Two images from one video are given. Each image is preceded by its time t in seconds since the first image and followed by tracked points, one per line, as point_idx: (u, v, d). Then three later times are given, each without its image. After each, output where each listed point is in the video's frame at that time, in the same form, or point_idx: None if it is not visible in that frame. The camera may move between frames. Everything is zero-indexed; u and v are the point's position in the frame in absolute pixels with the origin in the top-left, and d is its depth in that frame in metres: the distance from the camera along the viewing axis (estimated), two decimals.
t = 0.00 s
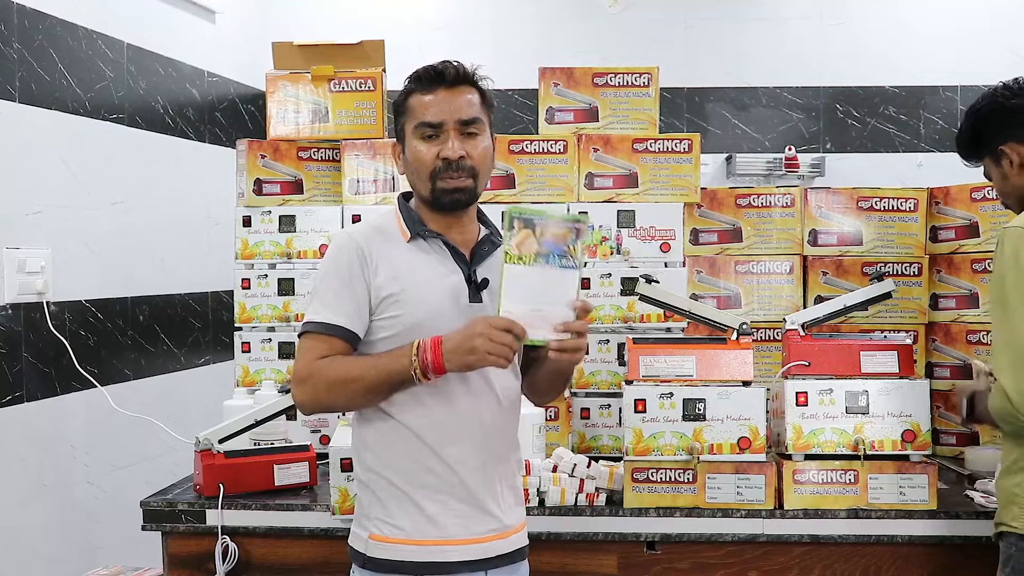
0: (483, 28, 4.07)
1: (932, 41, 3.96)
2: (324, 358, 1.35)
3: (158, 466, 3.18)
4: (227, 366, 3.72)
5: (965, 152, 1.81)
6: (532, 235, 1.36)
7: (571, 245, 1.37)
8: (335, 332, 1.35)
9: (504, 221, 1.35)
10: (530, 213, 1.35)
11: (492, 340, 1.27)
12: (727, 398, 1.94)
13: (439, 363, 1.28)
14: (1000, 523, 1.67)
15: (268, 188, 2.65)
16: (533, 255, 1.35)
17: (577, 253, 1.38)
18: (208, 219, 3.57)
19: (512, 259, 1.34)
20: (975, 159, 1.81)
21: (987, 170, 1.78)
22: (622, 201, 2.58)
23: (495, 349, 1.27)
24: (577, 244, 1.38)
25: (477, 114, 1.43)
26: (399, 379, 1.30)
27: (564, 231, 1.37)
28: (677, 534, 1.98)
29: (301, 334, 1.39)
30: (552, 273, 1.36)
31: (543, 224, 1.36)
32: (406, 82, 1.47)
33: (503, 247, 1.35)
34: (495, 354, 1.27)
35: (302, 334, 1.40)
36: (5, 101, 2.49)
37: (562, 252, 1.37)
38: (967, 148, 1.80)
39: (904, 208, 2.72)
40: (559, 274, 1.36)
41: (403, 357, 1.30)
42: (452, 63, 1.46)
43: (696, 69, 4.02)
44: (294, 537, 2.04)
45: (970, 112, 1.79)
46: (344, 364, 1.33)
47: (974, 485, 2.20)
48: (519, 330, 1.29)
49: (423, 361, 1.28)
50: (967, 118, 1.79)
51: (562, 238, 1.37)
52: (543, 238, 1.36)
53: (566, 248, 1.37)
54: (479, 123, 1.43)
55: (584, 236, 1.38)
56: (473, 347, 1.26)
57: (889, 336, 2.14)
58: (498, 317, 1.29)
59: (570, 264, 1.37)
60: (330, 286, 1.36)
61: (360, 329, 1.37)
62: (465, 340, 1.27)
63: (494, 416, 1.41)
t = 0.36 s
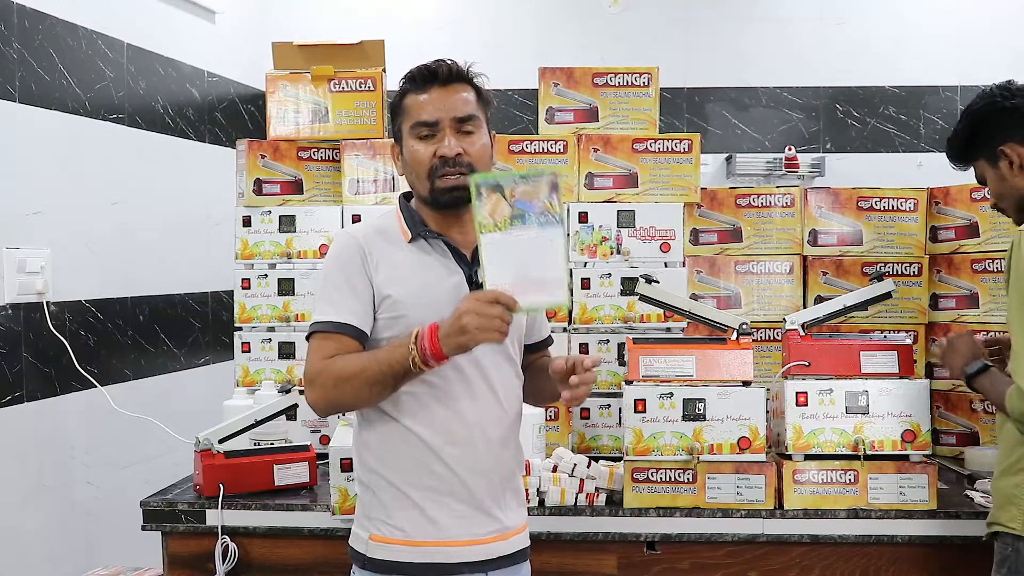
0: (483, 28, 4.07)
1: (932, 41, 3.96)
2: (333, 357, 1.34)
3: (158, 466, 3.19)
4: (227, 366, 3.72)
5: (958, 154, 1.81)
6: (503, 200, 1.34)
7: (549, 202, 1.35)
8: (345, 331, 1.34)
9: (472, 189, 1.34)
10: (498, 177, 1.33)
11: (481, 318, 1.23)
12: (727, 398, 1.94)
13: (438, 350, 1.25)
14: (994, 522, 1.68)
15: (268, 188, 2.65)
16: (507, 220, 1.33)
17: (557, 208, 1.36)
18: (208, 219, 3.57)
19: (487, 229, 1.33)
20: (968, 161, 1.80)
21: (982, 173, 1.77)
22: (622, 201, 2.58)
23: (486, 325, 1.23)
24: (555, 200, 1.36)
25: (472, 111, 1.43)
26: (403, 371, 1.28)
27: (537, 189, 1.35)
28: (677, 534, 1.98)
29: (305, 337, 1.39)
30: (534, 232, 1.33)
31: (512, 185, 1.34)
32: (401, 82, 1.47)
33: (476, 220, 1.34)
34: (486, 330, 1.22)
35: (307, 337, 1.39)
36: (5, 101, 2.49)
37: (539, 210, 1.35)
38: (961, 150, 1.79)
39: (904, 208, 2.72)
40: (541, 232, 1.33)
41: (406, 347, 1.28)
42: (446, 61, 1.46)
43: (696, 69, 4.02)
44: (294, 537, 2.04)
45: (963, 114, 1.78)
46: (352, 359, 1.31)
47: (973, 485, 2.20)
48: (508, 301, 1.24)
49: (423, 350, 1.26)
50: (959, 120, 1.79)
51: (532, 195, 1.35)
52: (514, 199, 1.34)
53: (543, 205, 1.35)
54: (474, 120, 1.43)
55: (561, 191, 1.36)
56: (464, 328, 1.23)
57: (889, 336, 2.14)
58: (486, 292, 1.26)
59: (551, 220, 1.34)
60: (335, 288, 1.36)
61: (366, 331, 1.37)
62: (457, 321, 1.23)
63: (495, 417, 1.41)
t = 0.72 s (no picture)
0: (483, 28, 4.07)
1: (931, 41, 3.96)
2: (331, 366, 1.34)
3: (158, 466, 3.19)
4: (227, 366, 3.72)
5: (953, 158, 1.80)
6: (537, 249, 1.36)
7: (578, 259, 1.39)
8: (337, 337, 1.34)
9: (509, 235, 1.35)
10: (537, 228, 1.36)
11: (495, 360, 1.27)
12: (727, 398, 1.94)
13: (445, 382, 1.28)
14: (999, 523, 1.68)
15: (268, 188, 2.65)
16: (538, 270, 1.36)
17: (586, 266, 1.39)
18: (208, 219, 3.57)
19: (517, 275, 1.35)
20: (963, 165, 1.80)
21: (978, 176, 1.77)
22: (622, 201, 2.58)
23: (498, 369, 1.26)
24: (585, 258, 1.39)
25: (472, 110, 1.43)
26: (404, 394, 1.30)
27: (572, 245, 1.38)
28: (677, 534, 1.98)
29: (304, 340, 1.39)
30: (559, 288, 1.37)
31: (549, 238, 1.37)
32: (400, 82, 1.47)
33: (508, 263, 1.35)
34: (498, 374, 1.26)
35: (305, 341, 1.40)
36: (5, 101, 2.49)
37: (568, 266, 1.38)
38: (957, 154, 1.79)
39: (903, 208, 2.72)
40: (566, 289, 1.38)
41: (412, 371, 1.30)
42: (445, 60, 1.46)
43: (696, 69, 4.02)
44: (294, 537, 2.04)
45: (957, 117, 1.79)
46: (352, 374, 1.32)
47: (973, 485, 2.20)
48: (523, 349, 1.30)
49: (430, 378, 1.28)
50: (954, 124, 1.79)
51: (568, 252, 1.38)
52: (549, 252, 1.37)
53: (574, 262, 1.38)
54: (474, 119, 1.43)
55: (592, 251, 1.39)
56: (476, 366, 1.26)
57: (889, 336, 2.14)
58: (502, 335, 1.30)
59: (577, 278, 1.38)
60: (332, 293, 1.36)
61: (365, 333, 1.37)
62: (470, 359, 1.26)
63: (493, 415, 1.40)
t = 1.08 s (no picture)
0: (483, 28, 4.07)
1: (931, 41, 3.96)
2: (326, 368, 1.35)
3: (159, 466, 3.19)
4: (227, 366, 3.72)
5: (948, 161, 1.80)
6: (550, 276, 1.36)
7: (587, 288, 1.38)
8: (334, 339, 1.35)
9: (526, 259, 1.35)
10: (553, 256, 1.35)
11: (494, 377, 1.29)
12: (727, 398, 1.94)
13: (440, 392, 1.30)
14: (1004, 524, 1.68)
15: (268, 188, 2.65)
16: (547, 295, 1.36)
17: (592, 295, 1.39)
18: (208, 219, 3.57)
19: (527, 298, 1.36)
20: (958, 168, 1.80)
21: (975, 178, 1.76)
22: (622, 201, 2.57)
23: (496, 386, 1.28)
24: (592, 287, 1.38)
25: (469, 113, 1.43)
26: (399, 401, 1.31)
27: (583, 274, 1.37)
28: (677, 535, 1.98)
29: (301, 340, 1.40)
30: (562, 315, 1.38)
31: (563, 267, 1.36)
32: (396, 84, 1.46)
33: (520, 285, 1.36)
34: (496, 392, 1.29)
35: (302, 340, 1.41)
36: (5, 102, 2.49)
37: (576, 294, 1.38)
38: (953, 156, 1.78)
39: (903, 208, 2.72)
40: (569, 316, 1.38)
41: (406, 378, 1.31)
42: (441, 62, 1.45)
43: (696, 69, 4.02)
44: (294, 537, 2.04)
45: (951, 120, 1.79)
46: (347, 377, 1.33)
47: (973, 486, 2.20)
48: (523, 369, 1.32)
49: (426, 388, 1.30)
50: (947, 126, 1.79)
51: (579, 281, 1.37)
52: (561, 280, 1.36)
53: (581, 291, 1.37)
54: (471, 122, 1.43)
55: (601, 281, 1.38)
56: (475, 381, 1.28)
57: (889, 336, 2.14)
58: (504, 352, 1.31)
59: (582, 306, 1.38)
60: (330, 294, 1.36)
61: (361, 334, 1.37)
62: (469, 374, 1.28)
63: (492, 416, 1.40)
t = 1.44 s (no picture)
0: (483, 28, 4.07)
1: (931, 41, 3.96)
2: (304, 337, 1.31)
3: (159, 466, 3.19)
4: (227, 366, 3.72)
5: (948, 160, 1.80)
6: (574, 280, 1.44)
7: (606, 288, 1.47)
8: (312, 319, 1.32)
9: (551, 266, 1.43)
10: (577, 262, 1.42)
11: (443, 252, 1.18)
12: (727, 399, 1.94)
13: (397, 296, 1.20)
14: (1009, 525, 1.68)
15: (268, 188, 2.65)
16: (571, 299, 1.45)
17: (610, 294, 1.48)
18: (208, 219, 3.57)
19: (552, 303, 1.45)
20: (958, 168, 1.80)
21: (974, 178, 1.76)
22: (622, 201, 2.57)
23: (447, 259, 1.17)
24: (610, 285, 1.47)
25: (467, 113, 1.43)
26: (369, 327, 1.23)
27: (602, 274, 1.45)
28: (677, 534, 1.98)
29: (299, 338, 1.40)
30: (585, 315, 1.47)
31: (587, 271, 1.44)
32: (394, 86, 1.47)
33: (546, 291, 1.45)
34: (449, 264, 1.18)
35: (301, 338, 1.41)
36: (5, 102, 2.49)
37: (596, 294, 1.47)
38: (953, 156, 1.78)
39: (903, 208, 2.72)
40: (591, 315, 1.47)
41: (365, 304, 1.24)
42: (439, 63, 1.46)
43: (696, 69, 4.02)
44: (294, 537, 2.04)
45: (950, 120, 1.79)
46: (319, 333, 1.28)
47: (974, 485, 2.20)
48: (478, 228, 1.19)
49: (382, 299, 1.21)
50: (947, 127, 1.79)
51: (598, 282, 1.45)
52: (583, 283, 1.44)
53: (601, 291, 1.46)
54: (470, 122, 1.43)
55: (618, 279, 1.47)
56: (427, 267, 1.18)
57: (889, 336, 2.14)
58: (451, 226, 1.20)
59: (602, 305, 1.47)
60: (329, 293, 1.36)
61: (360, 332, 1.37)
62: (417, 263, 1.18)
63: (493, 417, 1.40)
